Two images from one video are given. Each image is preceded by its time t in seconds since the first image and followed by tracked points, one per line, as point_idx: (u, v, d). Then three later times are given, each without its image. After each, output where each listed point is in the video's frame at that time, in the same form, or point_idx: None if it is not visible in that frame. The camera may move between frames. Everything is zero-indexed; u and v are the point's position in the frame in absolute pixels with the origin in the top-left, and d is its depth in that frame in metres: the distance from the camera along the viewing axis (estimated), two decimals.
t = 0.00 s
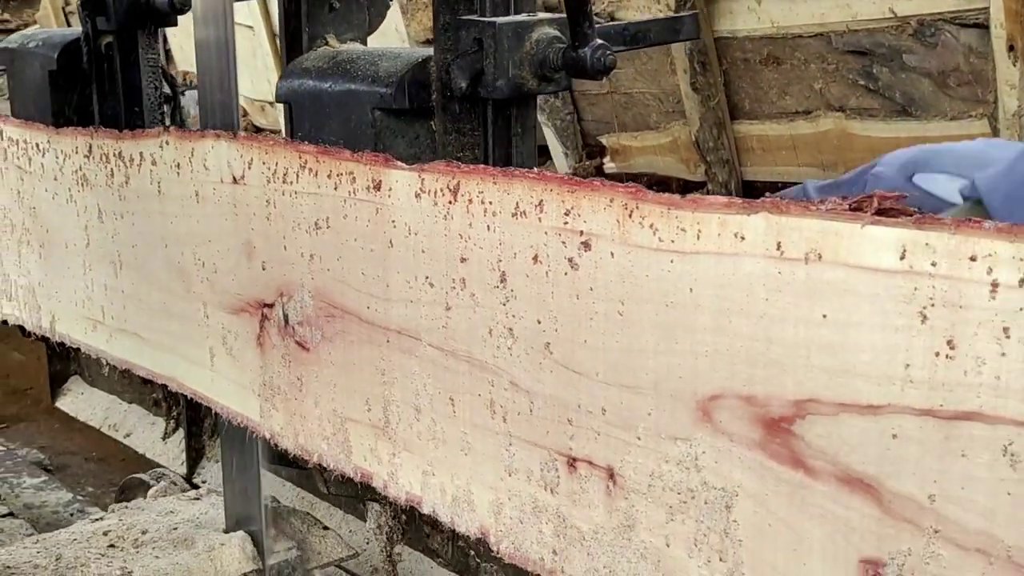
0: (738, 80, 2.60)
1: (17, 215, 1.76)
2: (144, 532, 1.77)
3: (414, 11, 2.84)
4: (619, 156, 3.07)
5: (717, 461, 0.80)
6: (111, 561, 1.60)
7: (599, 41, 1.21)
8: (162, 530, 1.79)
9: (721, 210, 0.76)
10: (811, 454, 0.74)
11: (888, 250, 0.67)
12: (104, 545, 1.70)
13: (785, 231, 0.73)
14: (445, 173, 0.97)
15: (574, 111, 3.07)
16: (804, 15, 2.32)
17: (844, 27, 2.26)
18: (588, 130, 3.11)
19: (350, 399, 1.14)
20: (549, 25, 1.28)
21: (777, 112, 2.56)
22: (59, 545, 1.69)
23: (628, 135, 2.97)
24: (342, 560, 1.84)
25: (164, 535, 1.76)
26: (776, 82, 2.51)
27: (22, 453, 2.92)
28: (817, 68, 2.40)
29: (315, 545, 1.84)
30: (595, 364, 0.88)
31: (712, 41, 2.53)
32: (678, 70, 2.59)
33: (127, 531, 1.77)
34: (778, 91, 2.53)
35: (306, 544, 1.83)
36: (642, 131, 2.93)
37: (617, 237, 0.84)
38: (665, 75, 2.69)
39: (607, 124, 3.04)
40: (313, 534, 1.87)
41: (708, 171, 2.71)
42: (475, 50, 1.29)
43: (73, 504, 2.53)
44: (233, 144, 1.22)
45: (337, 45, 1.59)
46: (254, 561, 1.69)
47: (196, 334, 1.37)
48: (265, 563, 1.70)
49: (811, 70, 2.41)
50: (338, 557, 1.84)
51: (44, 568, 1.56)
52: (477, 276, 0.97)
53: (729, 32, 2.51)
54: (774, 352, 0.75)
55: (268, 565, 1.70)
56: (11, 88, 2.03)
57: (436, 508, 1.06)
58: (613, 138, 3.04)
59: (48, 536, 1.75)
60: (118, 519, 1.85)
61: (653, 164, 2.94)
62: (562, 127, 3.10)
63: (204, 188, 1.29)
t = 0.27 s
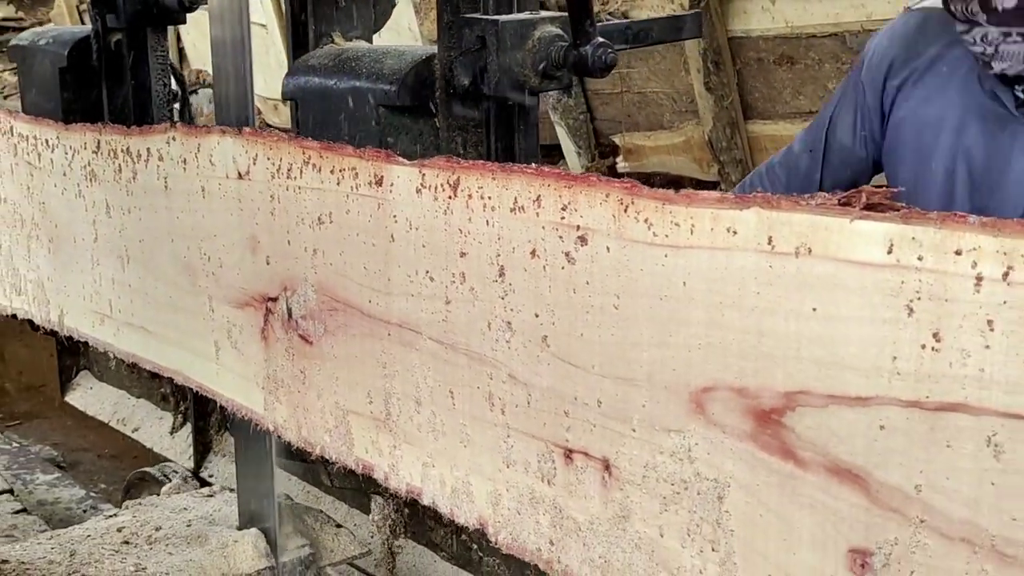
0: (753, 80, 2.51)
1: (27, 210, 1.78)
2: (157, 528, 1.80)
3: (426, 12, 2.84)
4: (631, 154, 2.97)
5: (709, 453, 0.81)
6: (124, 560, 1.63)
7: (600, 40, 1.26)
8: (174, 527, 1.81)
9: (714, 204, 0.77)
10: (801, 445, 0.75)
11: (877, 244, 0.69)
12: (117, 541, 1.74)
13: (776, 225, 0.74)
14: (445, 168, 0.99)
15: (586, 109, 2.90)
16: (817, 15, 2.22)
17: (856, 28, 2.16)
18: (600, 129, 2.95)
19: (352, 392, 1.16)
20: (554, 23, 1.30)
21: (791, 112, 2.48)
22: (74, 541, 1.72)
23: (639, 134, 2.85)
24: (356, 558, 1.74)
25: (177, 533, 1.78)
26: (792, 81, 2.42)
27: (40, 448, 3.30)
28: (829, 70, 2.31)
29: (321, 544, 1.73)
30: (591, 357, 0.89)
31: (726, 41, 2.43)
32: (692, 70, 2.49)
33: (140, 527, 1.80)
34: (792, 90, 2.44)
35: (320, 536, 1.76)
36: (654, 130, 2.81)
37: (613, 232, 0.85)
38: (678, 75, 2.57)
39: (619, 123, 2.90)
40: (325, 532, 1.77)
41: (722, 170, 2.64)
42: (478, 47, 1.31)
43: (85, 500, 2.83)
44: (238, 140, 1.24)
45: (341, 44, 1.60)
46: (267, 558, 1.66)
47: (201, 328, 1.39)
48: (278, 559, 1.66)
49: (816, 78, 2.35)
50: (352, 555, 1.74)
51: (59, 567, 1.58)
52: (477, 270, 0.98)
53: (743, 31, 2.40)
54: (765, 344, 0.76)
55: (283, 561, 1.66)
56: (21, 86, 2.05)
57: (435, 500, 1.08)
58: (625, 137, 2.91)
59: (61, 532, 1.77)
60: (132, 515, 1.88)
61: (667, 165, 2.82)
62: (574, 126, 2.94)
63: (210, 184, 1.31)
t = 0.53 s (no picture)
0: (760, 81, 2.65)
1: (30, 205, 1.80)
2: (165, 526, 1.81)
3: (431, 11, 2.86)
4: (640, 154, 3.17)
5: (693, 444, 0.83)
6: (132, 558, 1.66)
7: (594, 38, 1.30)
8: (183, 525, 1.82)
9: (698, 199, 0.79)
10: (782, 436, 0.77)
11: (854, 238, 0.70)
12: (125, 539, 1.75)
13: (758, 219, 0.75)
14: (438, 164, 1.00)
15: (595, 111, 3.10)
16: (826, 15, 2.34)
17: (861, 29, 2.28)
18: (609, 129, 3.16)
19: (347, 384, 1.18)
20: (549, 22, 1.32)
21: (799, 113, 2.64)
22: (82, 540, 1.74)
23: (649, 134, 3.04)
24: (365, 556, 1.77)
25: (184, 530, 1.79)
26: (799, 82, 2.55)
27: (49, 445, 3.39)
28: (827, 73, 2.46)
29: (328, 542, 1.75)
30: (579, 350, 0.91)
31: (735, 41, 2.56)
32: (701, 71, 2.65)
33: (149, 525, 1.81)
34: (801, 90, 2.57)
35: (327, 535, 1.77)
36: (663, 131, 2.99)
37: (600, 226, 0.87)
38: (687, 75, 2.74)
39: (628, 123, 3.10)
40: (332, 531, 1.79)
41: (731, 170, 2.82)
42: (474, 45, 1.33)
43: (92, 497, 2.85)
44: (237, 136, 1.26)
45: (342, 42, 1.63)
46: (275, 557, 1.67)
47: (200, 322, 1.41)
48: (285, 558, 1.68)
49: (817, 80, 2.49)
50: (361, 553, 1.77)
51: (68, 563, 1.62)
52: (468, 264, 1.00)
53: (752, 31, 2.54)
54: (747, 336, 0.78)
55: (291, 560, 1.68)
56: (25, 83, 2.07)
57: (428, 491, 1.10)
58: (633, 137, 3.12)
59: (69, 529, 1.79)
60: (141, 513, 1.89)
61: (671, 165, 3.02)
62: (583, 126, 3.13)
63: (209, 179, 1.33)
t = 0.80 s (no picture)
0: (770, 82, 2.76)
1: (31, 199, 1.82)
2: (174, 523, 1.70)
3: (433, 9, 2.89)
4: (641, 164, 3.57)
5: (673, 431, 0.85)
6: (141, 555, 1.54)
7: (585, 37, 1.32)
8: (192, 522, 1.70)
9: (678, 192, 0.81)
10: (758, 424, 0.79)
11: (827, 230, 0.72)
12: (131, 535, 1.64)
13: (735, 212, 0.77)
14: (428, 159, 1.02)
15: (602, 110, 3.25)
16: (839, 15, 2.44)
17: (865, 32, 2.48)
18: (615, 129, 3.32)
19: (340, 375, 1.20)
20: (542, 20, 1.34)
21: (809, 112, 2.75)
22: (86, 535, 1.63)
23: (656, 134, 3.17)
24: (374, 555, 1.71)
25: (195, 526, 1.68)
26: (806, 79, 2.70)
27: (57, 444, 3.44)
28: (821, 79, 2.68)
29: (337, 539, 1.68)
30: (564, 340, 0.93)
31: (743, 41, 2.69)
32: (709, 70, 2.78)
33: (156, 522, 1.70)
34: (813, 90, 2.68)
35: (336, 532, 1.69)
36: (670, 131, 3.12)
37: (584, 220, 0.89)
38: (695, 74, 2.86)
39: (635, 123, 3.24)
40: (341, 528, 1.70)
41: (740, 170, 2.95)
42: (467, 43, 1.34)
43: (99, 495, 2.89)
44: (233, 131, 1.28)
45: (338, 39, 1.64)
46: (283, 554, 1.59)
47: (197, 314, 1.43)
48: (294, 555, 1.60)
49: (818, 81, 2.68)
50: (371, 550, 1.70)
51: (74, 560, 1.51)
52: (457, 256, 1.02)
53: (760, 30, 2.66)
54: (725, 327, 0.80)
55: (298, 558, 1.61)
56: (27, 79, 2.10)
57: (418, 480, 1.12)
58: (641, 137, 3.24)
59: (76, 526, 1.68)
60: (149, 511, 1.77)
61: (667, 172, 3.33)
62: (590, 126, 3.28)
63: (206, 174, 1.35)
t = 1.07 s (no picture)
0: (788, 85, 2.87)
1: (31, 195, 1.85)
2: (182, 521, 1.75)
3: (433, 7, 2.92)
4: (653, 154, 3.46)
5: (651, 418, 0.87)
6: (149, 553, 1.61)
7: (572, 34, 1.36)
8: (199, 521, 1.76)
9: (655, 185, 0.83)
10: (731, 410, 0.81)
11: (796, 221, 0.74)
12: (141, 534, 1.70)
13: (709, 204, 0.80)
14: (416, 153, 1.04)
15: (609, 109, 3.42)
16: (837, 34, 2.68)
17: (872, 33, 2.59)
18: (622, 128, 3.47)
19: (331, 365, 1.22)
20: (531, 18, 1.37)
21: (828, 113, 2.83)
22: (97, 535, 1.70)
23: (663, 134, 3.35)
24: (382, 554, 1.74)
25: (201, 525, 1.74)
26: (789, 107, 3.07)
27: (64, 442, 3.47)
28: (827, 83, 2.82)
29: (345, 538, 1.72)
30: (546, 330, 0.95)
31: (750, 40, 2.92)
32: (717, 70, 2.98)
33: (166, 520, 1.76)
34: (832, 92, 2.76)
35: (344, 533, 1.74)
36: (677, 131, 3.29)
37: (565, 212, 0.91)
38: (702, 73, 3.06)
39: (641, 124, 3.41)
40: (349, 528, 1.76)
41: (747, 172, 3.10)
42: (457, 41, 1.38)
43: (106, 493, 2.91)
44: (227, 127, 1.30)
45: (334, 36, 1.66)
46: (291, 552, 1.64)
47: (192, 308, 1.45)
48: (302, 554, 1.65)
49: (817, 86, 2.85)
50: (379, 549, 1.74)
51: (84, 559, 1.59)
52: (444, 249, 1.04)
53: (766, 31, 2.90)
54: (699, 316, 0.82)
55: (307, 555, 1.65)
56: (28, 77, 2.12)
57: (406, 468, 1.14)
58: (648, 137, 3.41)
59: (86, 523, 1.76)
60: (158, 508, 1.83)
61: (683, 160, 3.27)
62: (597, 125, 3.45)
63: (201, 169, 1.37)
